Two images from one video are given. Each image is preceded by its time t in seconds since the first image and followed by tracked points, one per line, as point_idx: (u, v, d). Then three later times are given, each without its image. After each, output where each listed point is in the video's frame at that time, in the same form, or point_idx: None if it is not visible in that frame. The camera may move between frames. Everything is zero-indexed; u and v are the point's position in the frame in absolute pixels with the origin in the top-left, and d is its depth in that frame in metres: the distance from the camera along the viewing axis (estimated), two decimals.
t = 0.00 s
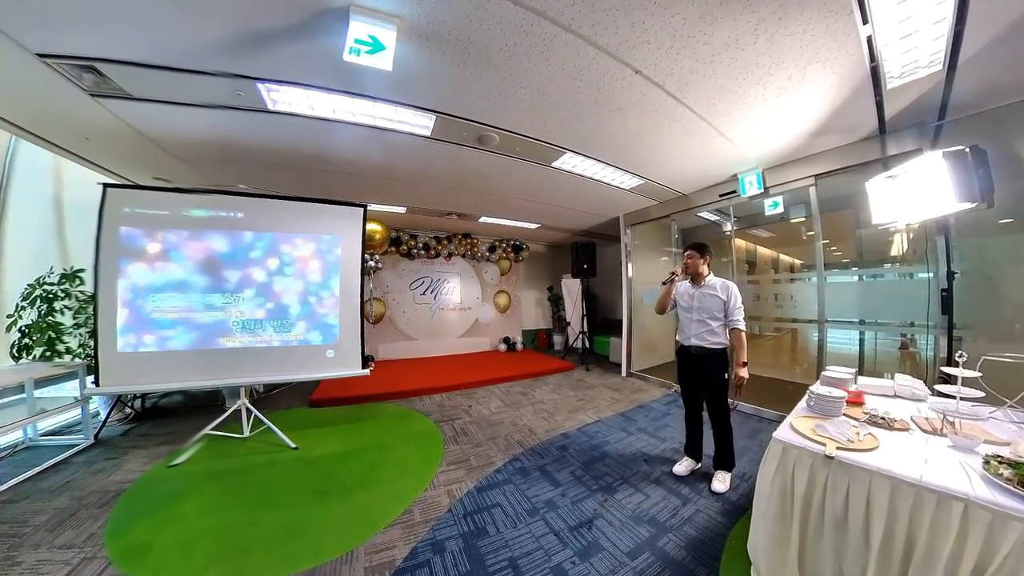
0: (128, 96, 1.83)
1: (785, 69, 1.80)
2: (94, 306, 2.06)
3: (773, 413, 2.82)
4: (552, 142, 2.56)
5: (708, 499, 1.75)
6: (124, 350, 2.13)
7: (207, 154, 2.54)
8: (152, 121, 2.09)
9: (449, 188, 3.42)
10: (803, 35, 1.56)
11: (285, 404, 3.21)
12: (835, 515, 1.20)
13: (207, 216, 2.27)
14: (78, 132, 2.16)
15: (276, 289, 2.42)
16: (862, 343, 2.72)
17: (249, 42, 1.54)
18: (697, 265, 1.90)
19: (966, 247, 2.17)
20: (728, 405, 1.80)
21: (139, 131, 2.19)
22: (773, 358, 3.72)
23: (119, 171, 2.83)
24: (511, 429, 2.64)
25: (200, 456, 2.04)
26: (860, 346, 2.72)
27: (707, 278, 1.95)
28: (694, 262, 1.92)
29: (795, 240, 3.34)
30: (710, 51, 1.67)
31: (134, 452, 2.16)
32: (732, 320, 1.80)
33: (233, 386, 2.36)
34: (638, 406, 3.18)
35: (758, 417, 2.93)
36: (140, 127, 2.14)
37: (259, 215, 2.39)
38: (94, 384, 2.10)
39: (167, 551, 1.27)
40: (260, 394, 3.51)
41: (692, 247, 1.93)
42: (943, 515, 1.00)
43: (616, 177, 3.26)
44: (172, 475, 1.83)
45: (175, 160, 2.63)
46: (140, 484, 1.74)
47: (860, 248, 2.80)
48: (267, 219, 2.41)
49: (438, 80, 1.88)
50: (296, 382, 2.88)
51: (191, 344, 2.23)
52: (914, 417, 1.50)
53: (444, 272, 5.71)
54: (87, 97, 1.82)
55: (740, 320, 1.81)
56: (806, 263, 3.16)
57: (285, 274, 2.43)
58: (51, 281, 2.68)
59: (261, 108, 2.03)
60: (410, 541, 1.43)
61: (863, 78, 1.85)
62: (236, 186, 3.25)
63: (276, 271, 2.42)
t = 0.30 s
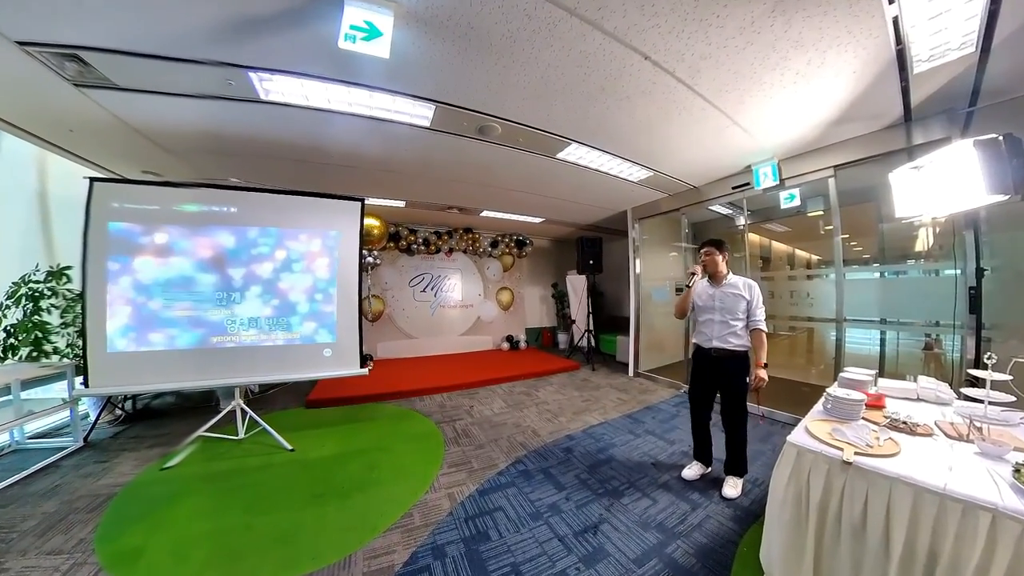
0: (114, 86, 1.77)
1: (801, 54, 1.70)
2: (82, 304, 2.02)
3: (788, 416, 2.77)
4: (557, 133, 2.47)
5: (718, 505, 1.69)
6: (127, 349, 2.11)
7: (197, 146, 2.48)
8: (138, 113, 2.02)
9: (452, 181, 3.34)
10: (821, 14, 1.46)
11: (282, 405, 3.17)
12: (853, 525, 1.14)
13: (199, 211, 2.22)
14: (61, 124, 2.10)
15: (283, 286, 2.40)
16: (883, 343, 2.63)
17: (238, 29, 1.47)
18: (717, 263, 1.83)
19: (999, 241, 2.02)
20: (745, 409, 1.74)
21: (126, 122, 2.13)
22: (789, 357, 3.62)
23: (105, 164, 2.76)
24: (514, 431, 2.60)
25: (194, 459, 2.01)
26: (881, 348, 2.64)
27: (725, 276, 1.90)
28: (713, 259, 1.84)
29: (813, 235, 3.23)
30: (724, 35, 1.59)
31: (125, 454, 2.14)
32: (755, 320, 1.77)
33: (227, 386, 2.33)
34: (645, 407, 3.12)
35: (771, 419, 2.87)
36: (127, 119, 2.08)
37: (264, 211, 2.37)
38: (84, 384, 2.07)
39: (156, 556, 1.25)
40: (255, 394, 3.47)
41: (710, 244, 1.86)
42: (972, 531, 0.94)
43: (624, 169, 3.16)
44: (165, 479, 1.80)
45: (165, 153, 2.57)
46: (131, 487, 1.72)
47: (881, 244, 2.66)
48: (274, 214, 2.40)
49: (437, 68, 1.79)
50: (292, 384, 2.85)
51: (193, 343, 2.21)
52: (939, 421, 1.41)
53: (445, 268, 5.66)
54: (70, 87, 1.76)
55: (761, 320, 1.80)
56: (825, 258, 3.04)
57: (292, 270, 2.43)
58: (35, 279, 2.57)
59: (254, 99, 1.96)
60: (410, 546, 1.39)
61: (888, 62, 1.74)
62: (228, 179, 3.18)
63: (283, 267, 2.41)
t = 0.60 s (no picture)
0: (99, 75, 1.71)
1: (823, 35, 1.58)
2: (71, 301, 1.99)
3: (802, 419, 2.71)
4: (563, 124, 2.38)
5: (729, 511, 1.64)
6: (130, 348, 2.09)
7: (189, 138, 2.42)
8: (126, 103, 1.96)
9: (454, 174, 3.28)
10: None
11: (279, 406, 3.14)
12: (871, 533, 1.08)
13: (191, 205, 2.18)
14: (45, 115, 2.05)
15: (291, 283, 2.40)
16: (905, 343, 2.61)
17: (225, 12, 1.40)
18: (738, 257, 1.79)
19: None
20: (768, 413, 1.68)
21: (113, 113, 2.07)
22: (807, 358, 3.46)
23: (91, 157, 2.71)
24: (517, 432, 2.56)
25: (185, 463, 1.98)
26: (903, 348, 2.61)
27: (749, 271, 1.85)
28: (733, 253, 1.81)
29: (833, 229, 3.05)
30: (739, 17, 1.50)
31: (114, 457, 2.13)
32: (784, 315, 1.73)
33: (220, 386, 2.28)
34: (654, 408, 3.06)
35: (785, 422, 2.81)
36: (114, 110, 2.02)
37: (269, 206, 2.36)
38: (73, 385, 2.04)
39: (148, 563, 1.23)
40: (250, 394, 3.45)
41: (728, 238, 1.82)
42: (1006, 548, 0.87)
43: (633, 160, 3.06)
44: (155, 484, 1.77)
45: (155, 145, 2.51)
46: (119, 494, 1.68)
47: (905, 240, 2.64)
48: (278, 210, 2.38)
49: (436, 54, 1.71)
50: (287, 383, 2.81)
51: (197, 341, 2.19)
52: (966, 427, 1.33)
53: (446, 264, 5.60)
54: (53, 76, 1.70)
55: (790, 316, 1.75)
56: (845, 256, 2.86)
57: (300, 266, 2.42)
58: (20, 275, 2.54)
59: (246, 88, 1.89)
60: (409, 550, 1.35)
61: (915, 44, 1.63)
62: (221, 172, 3.12)
63: (290, 263, 2.40)
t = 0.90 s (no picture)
0: (84, 64, 1.65)
1: (847, 14, 1.48)
2: (58, 299, 1.95)
3: (819, 423, 2.65)
4: (570, 113, 2.28)
5: (741, 518, 1.60)
6: (135, 347, 2.07)
7: (178, 130, 2.36)
8: (112, 93, 1.90)
9: (458, 166, 3.21)
10: None
11: (273, 407, 3.13)
12: (892, 544, 1.00)
13: (182, 199, 2.14)
14: (29, 105, 2.00)
15: (299, 279, 2.39)
16: (929, 344, 2.44)
17: None
18: (759, 254, 1.72)
19: None
20: (788, 417, 1.64)
21: (99, 104, 2.01)
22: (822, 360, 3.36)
23: (78, 150, 2.67)
24: (520, 434, 2.52)
25: (175, 467, 2.04)
26: (927, 349, 2.44)
27: (771, 268, 1.77)
28: (753, 249, 1.73)
29: (852, 221, 2.95)
30: None
31: (104, 460, 2.19)
32: (812, 316, 1.65)
33: (213, 386, 2.25)
34: (663, 410, 3.00)
35: (801, 426, 2.76)
36: (101, 101, 1.97)
37: (274, 201, 2.34)
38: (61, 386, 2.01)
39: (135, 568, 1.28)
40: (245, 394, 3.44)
41: (749, 234, 1.74)
42: None
43: (642, 151, 2.96)
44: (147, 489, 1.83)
45: (146, 138, 2.46)
46: (105, 500, 1.73)
47: (930, 234, 2.46)
48: (283, 205, 2.36)
49: (435, 41, 1.63)
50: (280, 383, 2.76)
51: (203, 339, 2.18)
52: (995, 433, 1.24)
53: (448, 260, 5.54)
54: (36, 65, 1.64)
55: (818, 316, 1.67)
56: (865, 250, 2.70)
57: (307, 262, 2.41)
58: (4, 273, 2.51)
59: (238, 77, 1.82)
60: (409, 555, 1.35)
61: (948, 25, 1.52)
62: (212, 165, 3.05)
63: (298, 259, 2.40)
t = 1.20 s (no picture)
0: (69, 53, 1.60)
1: None
2: (48, 298, 1.92)
3: (835, 425, 2.61)
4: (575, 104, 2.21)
5: (752, 523, 1.57)
6: (140, 345, 2.06)
7: (169, 122, 2.30)
8: (101, 84, 1.85)
9: (460, 159, 3.14)
10: None
11: (271, 407, 3.12)
12: (910, 553, 0.89)
13: (172, 193, 2.10)
14: (13, 96, 1.95)
15: (307, 276, 2.39)
16: (953, 345, 2.38)
17: None
18: (779, 246, 1.66)
19: None
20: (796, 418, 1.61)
21: (86, 95, 1.96)
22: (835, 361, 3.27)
23: (64, 143, 2.62)
24: (523, 435, 2.49)
25: (170, 470, 2.08)
26: (950, 349, 2.39)
27: (793, 262, 1.70)
28: (773, 242, 1.67)
29: (869, 215, 2.87)
30: None
31: (95, 462, 2.21)
32: (823, 322, 1.53)
33: (209, 386, 2.22)
34: (671, 411, 2.95)
35: (815, 428, 2.71)
36: (88, 91, 1.92)
37: (275, 195, 2.31)
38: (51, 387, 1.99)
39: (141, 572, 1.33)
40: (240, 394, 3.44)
41: (772, 224, 1.67)
42: None
43: (651, 143, 2.89)
44: (144, 491, 1.86)
45: (135, 130, 2.41)
46: (99, 505, 1.75)
47: (954, 229, 2.37)
48: (285, 200, 2.33)
49: (435, 28, 1.56)
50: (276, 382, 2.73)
51: (212, 336, 2.18)
52: None
53: (449, 255, 5.50)
54: (19, 54, 1.59)
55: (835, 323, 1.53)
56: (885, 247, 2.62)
57: (315, 258, 2.40)
58: None
59: (230, 66, 1.76)
60: (409, 559, 1.37)
61: (977, 7, 1.43)
62: (205, 158, 3.00)
63: (306, 255, 2.39)
